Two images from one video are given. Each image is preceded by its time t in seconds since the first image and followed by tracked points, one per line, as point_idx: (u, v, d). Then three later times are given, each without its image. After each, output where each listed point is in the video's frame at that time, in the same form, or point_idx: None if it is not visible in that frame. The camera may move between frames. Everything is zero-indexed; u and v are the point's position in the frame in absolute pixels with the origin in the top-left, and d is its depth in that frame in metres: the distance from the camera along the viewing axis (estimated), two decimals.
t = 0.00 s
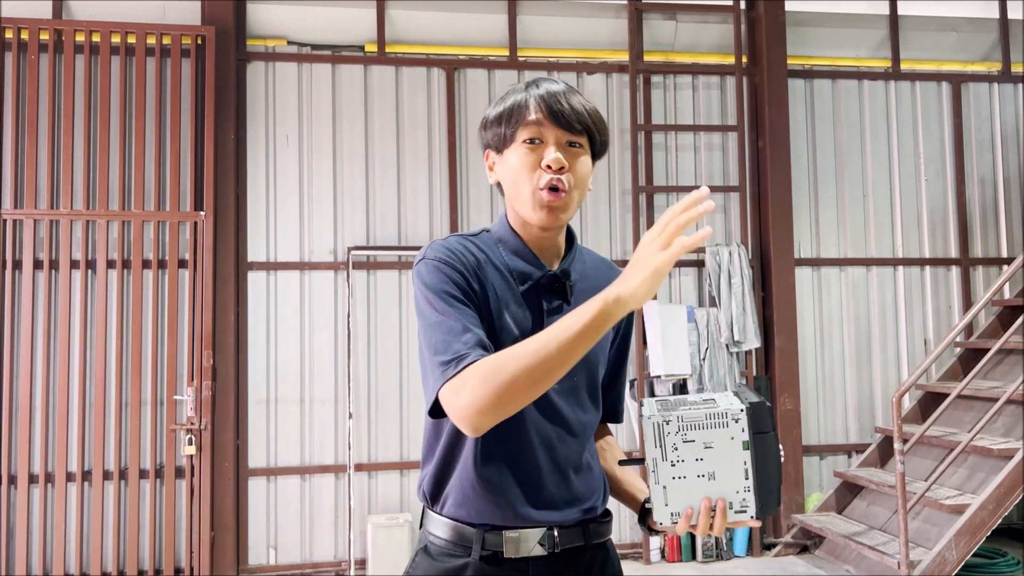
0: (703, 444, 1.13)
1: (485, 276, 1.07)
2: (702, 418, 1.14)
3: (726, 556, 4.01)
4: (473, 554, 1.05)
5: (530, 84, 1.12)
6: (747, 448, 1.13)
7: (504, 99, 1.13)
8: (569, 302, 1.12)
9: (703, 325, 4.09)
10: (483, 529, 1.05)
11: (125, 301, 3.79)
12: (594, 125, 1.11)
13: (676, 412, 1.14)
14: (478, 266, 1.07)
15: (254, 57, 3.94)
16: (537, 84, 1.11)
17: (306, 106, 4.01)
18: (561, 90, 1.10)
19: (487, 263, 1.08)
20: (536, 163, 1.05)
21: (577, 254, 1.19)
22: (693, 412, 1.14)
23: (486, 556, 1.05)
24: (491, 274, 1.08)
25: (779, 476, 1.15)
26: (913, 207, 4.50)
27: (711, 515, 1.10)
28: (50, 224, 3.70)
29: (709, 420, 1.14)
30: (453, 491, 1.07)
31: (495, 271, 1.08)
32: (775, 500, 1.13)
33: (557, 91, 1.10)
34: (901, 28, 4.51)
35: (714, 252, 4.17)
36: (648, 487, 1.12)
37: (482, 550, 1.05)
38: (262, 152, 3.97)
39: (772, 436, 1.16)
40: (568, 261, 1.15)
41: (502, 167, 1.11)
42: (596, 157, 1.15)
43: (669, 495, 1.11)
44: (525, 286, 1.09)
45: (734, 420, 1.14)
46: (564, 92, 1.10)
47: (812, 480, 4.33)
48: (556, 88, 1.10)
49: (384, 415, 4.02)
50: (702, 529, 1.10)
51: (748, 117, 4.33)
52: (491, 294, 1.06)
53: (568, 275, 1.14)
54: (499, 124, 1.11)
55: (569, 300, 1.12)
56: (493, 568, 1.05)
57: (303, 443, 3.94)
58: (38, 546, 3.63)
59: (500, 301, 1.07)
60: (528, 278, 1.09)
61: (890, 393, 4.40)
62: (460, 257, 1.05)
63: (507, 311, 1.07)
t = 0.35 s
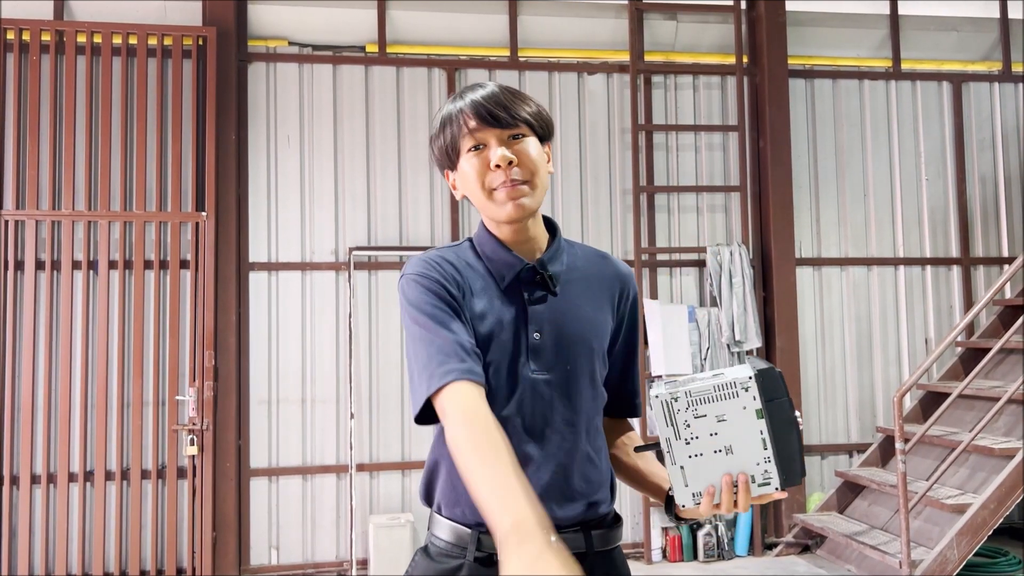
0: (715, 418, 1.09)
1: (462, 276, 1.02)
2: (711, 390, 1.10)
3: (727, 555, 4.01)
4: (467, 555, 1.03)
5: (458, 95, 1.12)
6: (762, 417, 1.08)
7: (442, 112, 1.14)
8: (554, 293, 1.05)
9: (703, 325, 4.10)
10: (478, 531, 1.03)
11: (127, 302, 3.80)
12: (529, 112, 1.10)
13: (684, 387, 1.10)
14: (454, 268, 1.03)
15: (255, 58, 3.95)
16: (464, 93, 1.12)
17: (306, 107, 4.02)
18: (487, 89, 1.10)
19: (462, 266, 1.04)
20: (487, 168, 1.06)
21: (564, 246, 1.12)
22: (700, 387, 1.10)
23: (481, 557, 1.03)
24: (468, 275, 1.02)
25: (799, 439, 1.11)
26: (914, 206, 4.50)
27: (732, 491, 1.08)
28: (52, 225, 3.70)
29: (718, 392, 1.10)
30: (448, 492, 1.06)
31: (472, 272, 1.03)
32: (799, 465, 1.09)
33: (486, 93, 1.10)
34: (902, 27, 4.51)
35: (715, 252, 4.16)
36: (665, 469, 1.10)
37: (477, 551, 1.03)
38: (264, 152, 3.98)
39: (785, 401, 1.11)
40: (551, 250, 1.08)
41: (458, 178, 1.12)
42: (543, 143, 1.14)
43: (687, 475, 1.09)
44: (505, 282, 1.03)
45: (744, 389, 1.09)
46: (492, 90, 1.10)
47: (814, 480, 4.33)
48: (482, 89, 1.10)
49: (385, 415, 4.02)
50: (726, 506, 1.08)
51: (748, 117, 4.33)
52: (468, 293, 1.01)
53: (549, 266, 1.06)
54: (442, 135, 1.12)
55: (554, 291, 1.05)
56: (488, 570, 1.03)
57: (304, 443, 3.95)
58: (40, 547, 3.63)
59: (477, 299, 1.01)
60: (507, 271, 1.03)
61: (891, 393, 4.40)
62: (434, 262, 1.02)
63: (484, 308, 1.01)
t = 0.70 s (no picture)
0: (688, 435, 0.99)
1: (465, 278, 1.12)
2: (682, 405, 0.99)
3: (730, 555, 4.01)
4: (472, 560, 1.08)
5: (454, 98, 1.17)
6: (737, 437, 0.95)
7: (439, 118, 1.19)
8: (555, 292, 1.08)
9: (706, 325, 4.10)
10: (483, 537, 1.07)
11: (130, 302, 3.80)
12: (521, 101, 1.13)
13: (657, 401, 1.02)
14: (457, 273, 1.13)
15: (258, 59, 3.96)
16: (459, 94, 1.16)
17: (309, 108, 4.02)
18: (478, 88, 1.14)
19: (465, 270, 1.13)
20: (483, 161, 1.09)
21: (574, 242, 1.13)
22: (671, 402, 1.00)
23: (485, 563, 1.07)
24: (472, 277, 1.12)
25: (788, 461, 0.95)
26: (916, 205, 4.50)
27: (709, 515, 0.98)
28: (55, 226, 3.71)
29: (690, 407, 0.99)
30: (454, 489, 1.13)
31: (476, 274, 1.12)
32: (786, 492, 0.95)
33: (477, 89, 1.14)
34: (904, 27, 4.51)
35: (717, 252, 4.17)
36: (644, 485, 1.05)
37: (481, 556, 1.07)
38: (266, 153, 3.98)
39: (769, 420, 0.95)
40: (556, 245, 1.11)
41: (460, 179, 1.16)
42: (544, 132, 1.16)
43: (662, 493, 1.02)
44: (504, 281, 1.09)
45: (717, 406, 0.96)
46: (482, 85, 1.14)
47: (816, 479, 4.33)
48: (473, 88, 1.14)
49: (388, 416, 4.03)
50: (700, 530, 0.98)
51: (750, 117, 4.34)
52: (466, 295, 1.10)
53: (550, 263, 1.09)
54: (442, 144, 1.17)
55: (554, 290, 1.08)
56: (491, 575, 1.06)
57: (308, 444, 3.96)
58: (44, 548, 3.63)
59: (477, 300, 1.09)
60: (505, 271, 1.09)
61: (894, 392, 4.39)
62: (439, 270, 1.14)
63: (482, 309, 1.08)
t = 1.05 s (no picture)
0: (637, 441, 0.93)
1: (466, 271, 1.11)
2: (631, 410, 0.92)
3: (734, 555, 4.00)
4: (459, 554, 1.04)
5: (463, 93, 1.16)
6: (682, 447, 0.90)
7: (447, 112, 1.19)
8: (552, 289, 1.05)
9: (710, 325, 4.10)
10: (470, 531, 1.04)
11: (134, 303, 3.82)
12: (528, 102, 1.12)
13: (608, 404, 0.95)
14: (460, 267, 1.12)
15: (261, 60, 3.97)
16: (468, 90, 1.16)
17: (313, 109, 4.03)
18: (486, 86, 1.13)
19: (468, 263, 1.12)
20: (483, 161, 1.09)
21: (574, 240, 1.10)
22: (622, 404, 0.93)
23: (472, 558, 1.04)
24: (472, 270, 1.10)
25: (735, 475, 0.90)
26: (920, 205, 4.49)
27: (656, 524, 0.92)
28: (60, 227, 3.72)
29: (638, 412, 0.92)
30: (445, 485, 1.10)
31: (477, 268, 1.10)
32: (731, 506, 0.90)
33: (485, 87, 1.13)
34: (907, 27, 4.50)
35: (721, 252, 4.16)
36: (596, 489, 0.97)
37: (469, 551, 1.04)
38: (270, 154, 3.99)
39: (713, 431, 0.90)
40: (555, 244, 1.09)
41: (463, 177, 1.16)
42: (551, 134, 1.15)
43: (615, 498, 0.95)
44: (502, 277, 1.06)
45: (664, 412, 0.90)
46: (490, 84, 1.13)
47: (821, 479, 4.32)
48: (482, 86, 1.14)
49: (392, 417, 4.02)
50: (646, 541, 0.92)
51: (754, 117, 4.34)
52: (465, 287, 1.09)
53: (547, 261, 1.07)
54: (447, 140, 1.17)
55: (551, 288, 1.05)
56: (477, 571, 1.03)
57: (311, 445, 3.96)
58: (49, 549, 3.65)
59: (475, 293, 1.08)
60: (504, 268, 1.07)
61: (898, 393, 4.39)
62: (445, 262, 1.13)
63: (478, 302, 1.06)
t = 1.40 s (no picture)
0: (647, 428, 1.01)
1: (462, 268, 1.10)
2: (641, 399, 1.00)
3: (739, 554, 4.01)
4: (460, 552, 1.05)
5: (468, 84, 1.13)
6: (694, 430, 0.98)
7: (447, 101, 1.16)
8: (552, 289, 1.09)
9: (715, 325, 4.10)
10: (470, 528, 1.04)
11: (140, 303, 3.82)
12: (537, 109, 1.11)
13: (616, 394, 1.02)
14: (454, 262, 1.10)
15: (266, 61, 3.97)
16: (473, 83, 1.13)
17: (317, 109, 4.04)
18: (495, 85, 1.11)
19: (463, 260, 1.11)
20: (489, 168, 1.08)
21: (569, 240, 1.15)
22: (631, 395, 1.01)
23: (473, 555, 1.04)
24: (469, 268, 1.10)
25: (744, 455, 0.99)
26: (925, 204, 4.48)
27: (668, 506, 1.00)
28: (65, 227, 3.73)
29: (648, 401, 1.00)
30: (439, 484, 1.10)
31: (473, 265, 1.10)
32: (740, 482, 0.99)
33: (493, 86, 1.11)
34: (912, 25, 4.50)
35: (725, 252, 4.15)
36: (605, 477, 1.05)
37: (470, 548, 1.04)
38: (275, 155, 4.00)
39: (722, 414, 0.99)
40: (553, 246, 1.12)
41: (461, 173, 1.15)
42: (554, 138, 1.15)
43: (625, 485, 1.03)
44: (502, 278, 1.08)
45: (674, 398, 0.99)
46: (499, 85, 1.11)
47: (825, 478, 4.32)
48: (490, 83, 1.11)
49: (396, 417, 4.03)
50: (660, 522, 1.00)
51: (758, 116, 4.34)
52: (462, 285, 1.08)
53: (547, 262, 1.10)
54: (446, 132, 1.15)
55: (551, 287, 1.09)
56: (479, 568, 1.04)
57: (316, 444, 3.97)
58: (55, 549, 3.66)
59: (474, 291, 1.07)
60: (504, 268, 1.08)
61: (903, 392, 4.38)
62: (436, 256, 1.11)
63: (479, 301, 1.07)
